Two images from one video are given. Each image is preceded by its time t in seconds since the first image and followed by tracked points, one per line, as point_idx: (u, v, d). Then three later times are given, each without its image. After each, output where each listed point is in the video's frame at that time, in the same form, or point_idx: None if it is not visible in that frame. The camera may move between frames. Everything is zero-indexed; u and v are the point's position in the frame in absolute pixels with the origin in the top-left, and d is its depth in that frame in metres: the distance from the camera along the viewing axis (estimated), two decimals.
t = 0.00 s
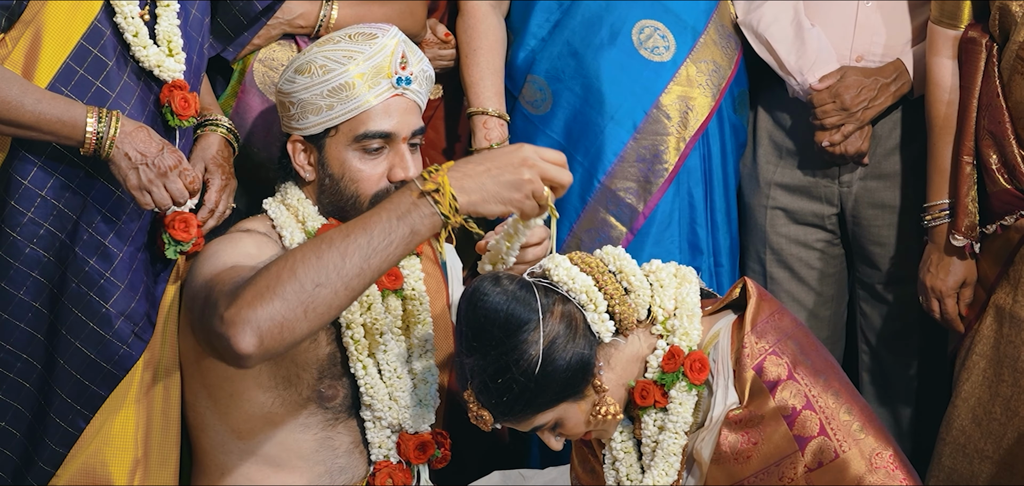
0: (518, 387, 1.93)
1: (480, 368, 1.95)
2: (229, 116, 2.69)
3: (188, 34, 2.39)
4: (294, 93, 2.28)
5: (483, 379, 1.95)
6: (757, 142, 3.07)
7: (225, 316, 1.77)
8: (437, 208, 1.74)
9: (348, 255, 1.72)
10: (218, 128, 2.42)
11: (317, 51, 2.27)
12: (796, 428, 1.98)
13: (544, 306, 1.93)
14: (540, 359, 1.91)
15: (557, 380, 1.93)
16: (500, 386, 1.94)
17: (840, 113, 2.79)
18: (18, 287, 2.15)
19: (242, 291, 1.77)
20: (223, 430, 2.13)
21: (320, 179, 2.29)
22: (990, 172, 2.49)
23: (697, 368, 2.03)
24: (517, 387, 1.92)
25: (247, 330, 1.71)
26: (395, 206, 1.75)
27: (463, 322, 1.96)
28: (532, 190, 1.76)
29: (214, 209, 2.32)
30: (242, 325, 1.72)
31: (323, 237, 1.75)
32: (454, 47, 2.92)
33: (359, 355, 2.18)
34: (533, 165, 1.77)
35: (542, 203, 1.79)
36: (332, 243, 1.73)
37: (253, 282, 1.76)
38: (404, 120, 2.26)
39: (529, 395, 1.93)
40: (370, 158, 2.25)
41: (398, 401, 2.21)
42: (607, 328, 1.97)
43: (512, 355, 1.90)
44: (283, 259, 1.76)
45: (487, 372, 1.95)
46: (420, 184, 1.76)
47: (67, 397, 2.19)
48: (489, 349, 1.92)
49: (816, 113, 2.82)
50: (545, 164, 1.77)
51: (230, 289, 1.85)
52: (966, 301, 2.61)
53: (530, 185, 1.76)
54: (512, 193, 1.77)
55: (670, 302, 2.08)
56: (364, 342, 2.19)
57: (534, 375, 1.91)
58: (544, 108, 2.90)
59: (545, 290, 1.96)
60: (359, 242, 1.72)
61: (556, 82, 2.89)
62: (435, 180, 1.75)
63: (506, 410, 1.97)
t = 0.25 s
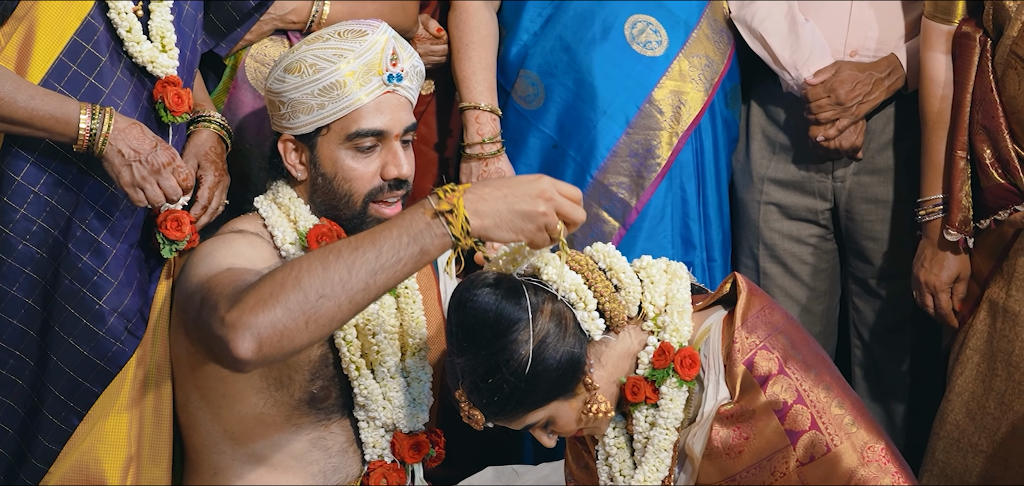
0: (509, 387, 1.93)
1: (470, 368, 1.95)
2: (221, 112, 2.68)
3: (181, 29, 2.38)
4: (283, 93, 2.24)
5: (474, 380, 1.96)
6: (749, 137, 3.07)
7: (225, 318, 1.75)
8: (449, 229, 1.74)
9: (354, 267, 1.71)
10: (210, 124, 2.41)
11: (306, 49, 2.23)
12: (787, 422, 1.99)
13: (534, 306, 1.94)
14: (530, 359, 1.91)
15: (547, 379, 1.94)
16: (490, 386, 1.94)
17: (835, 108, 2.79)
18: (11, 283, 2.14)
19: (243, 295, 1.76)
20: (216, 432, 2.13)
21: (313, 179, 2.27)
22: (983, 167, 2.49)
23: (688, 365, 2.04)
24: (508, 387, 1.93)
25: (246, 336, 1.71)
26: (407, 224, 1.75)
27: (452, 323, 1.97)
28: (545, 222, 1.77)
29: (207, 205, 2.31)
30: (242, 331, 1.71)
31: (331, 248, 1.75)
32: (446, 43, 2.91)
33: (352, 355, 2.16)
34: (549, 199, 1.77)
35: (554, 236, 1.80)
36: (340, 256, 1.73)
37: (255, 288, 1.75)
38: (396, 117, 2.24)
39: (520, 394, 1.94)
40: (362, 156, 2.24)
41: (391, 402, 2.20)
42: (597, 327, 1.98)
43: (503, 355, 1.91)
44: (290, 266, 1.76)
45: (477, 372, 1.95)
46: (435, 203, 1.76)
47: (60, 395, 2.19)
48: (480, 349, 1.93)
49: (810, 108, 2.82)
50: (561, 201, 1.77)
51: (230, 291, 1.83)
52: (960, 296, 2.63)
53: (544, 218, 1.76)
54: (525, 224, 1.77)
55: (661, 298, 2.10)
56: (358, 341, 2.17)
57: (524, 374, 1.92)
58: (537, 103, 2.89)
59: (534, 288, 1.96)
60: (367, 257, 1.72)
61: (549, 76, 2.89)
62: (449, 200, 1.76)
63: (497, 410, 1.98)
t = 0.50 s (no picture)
0: (505, 388, 1.94)
1: (465, 371, 1.97)
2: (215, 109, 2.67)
3: (177, 27, 2.38)
4: (280, 93, 2.21)
5: (469, 382, 1.97)
6: (744, 133, 3.08)
7: (230, 332, 1.74)
8: (457, 247, 1.77)
9: (362, 284, 1.72)
10: (206, 122, 2.40)
11: (303, 49, 2.20)
12: (782, 418, 2.00)
13: (528, 307, 1.95)
14: (525, 360, 1.93)
15: (543, 380, 1.95)
16: (486, 388, 1.96)
17: (831, 104, 2.79)
18: (7, 281, 2.13)
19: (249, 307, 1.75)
20: (212, 431, 2.12)
21: (309, 179, 2.25)
22: (980, 162, 2.50)
23: (683, 362, 2.04)
24: (503, 389, 1.95)
25: (251, 351, 1.70)
26: (415, 242, 1.77)
27: (447, 325, 1.98)
28: (551, 245, 1.83)
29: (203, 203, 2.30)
30: (247, 346, 1.70)
31: (339, 263, 1.75)
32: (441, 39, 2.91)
33: (349, 357, 2.16)
34: (557, 223, 1.83)
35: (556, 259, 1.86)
36: (348, 272, 1.73)
37: (261, 302, 1.74)
38: (394, 117, 2.22)
39: (516, 395, 1.96)
40: (360, 156, 2.22)
41: (388, 403, 2.20)
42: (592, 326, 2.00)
43: (498, 357, 1.92)
44: (296, 279, 1.76)
45: (473, 374, 1.96)
46: (444, 222, 1.78)
47: (56, 393, 2.18)
48: (475, 351, 1.94)
49: (807, 103, 2.82)
50: (568, 225, 1.84)
51: (234, 304, 1.81)
52: (955, 292, 2.62)
53: (551, 241, 1.82)
54: (531, 245, 1.82)
55: (656, 295, 2.10)
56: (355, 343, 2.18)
57: (520, 376, 1.93)
58: (532, 100, 2.89)
59: (527, 289, 1.97)
60: (374, 273, 1.73)
61: (543, 73, 2.88)
62: (458, 219, 1.78)
63: (494, 411, 1.99)
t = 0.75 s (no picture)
0: (503, 392, 1.94)
1: (463, 376, 1.96)
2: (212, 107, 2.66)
3: (175, 24, 2.38)
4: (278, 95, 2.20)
5: (467, 386, 1.96)
6: (742, 128, 3.07)
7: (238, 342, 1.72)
8: (467, 257, 1.79)
9: (372, 295, 1.73)
10: (203, 120, 2.39)
11: (302, 50, 2.19)
12: (780, 414, 2.00)
13: (525, 311, 1.94)
14: (523, 364, 1.92)
15: (541, 383, 1.95)
16: (484, 392, 1.95)
17: (829, 100, 2.80)
18: (4, 279, 2.12)
19: (255, 318, 1.74)
20: (213, 430, 2.12)
21: (309, 179, 2.25)
22: (979, 157, 2.50)
23: (679, 361, 2.05)
24: (501, 393, 1.94)
25: (261, 363, 1.68)
26: (425, 253, 1.79)
27: (444, 330, 1.98)
28: (558, 258, 1.86)
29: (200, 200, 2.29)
30: (256, 357, 1.69)
31: (347, 274, 1.76)
32: (437, 36, 2.91)
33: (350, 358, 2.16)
34: (565, 237, 1.88)
35: (564, 274, 1.89)
36: (357, 282, 1.74)
37: (269, 311, 1.73)
38: (393, 117, 2.22)
39: (514, 399, 1.95)
40: (359, 157, 2.21)
41: (389, 403, 2.19)
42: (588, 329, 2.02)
43: (496, 362, 1.92)
44: (304, 288, 1.76)
45: (470, 378, 1.95)
46: (453, 232, 1.81)
47: (54, 391, 2.17)
48: (472, 356, 1.93)
49: (804, 100, 2.82)
50: (575, 240, 1.89)
51: (241, 313, 1.79)
52: (955, 289, 2.63)
53: (558, 254, 1.85)
54: (539, 258, 1.85)
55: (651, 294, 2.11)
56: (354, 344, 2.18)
57: (518, 380, 1.93)
58: (528, 97, 2.89)
59: (523, 292, 1.96)
60: (384, 283, 1.74)
61: (540, 70, 2.88)
62: (468, 229, 1.81)
63: (493, 415, 1.99)
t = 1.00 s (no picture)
0: (502, 397, 1.96)
1: (462, 381, 1.98)
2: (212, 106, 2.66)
3: (175, 22, 2.38)
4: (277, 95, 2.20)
5: (466, 392, 1.98)
6: (741, 125, 3.07)
7: (243, 353, 1.71)
8: (473, 268, 1.80)
9: (378, 306, 1.73)
10: (203, 117, 2.37)
11: (301, 50, 2.19)
12: (779, 412, 2.00)
13: (522, 315, 1.95)
14: (521, 368, 1.94)
15: (540, 387, 1.97)
16: (483, 397, 1.97)
17: (829, 96, 2.80)
18: (5, 277, 2.12)
19: (260, 329, 1.73)
20: (215, 430, 2.13)
21: (309, 179, 2.25)
22: (981, 154, 2.50)
23: (677, 360, 2.05)
24: (500, 398, 1.96)
25: (268, 375, 1.67)
26: (431, 263, 1.79)
27: (441, 335, 1.99)
28: (562, 270, 1.90)
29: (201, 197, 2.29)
30: (262, 369, 1.68)
31: (353, 285, 1.75)
32: (436, 33, 2.91)
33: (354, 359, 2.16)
34: (569, 248, 1.91)
35: (566, 284, 1.93)
36: (364, 294, 1.74)
37: (274, 322, 1.72)
38: (393, 117, 2.21)
39: (514, 403, 1.97)
40: (359, 158, 2.21)
41: (393, 403, 2.19)
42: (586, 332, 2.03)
43: (494, 367, 1.94)
44: (309, 299, 1.75)
45: (469, 383, 1.97)
46: (460, 243, 1.81)
47: (55, 389, 2.17)
48: (470, 362, 1.95)
49: (804, 96, 2.82)
50: (579, 251, 1.93)
51: (246, 323, 1.77)
52: (956, 286, 2.63)
53: (563, 265, 1.89)
54: (544, 268, 1.88)
55: (647, 295, 2.13)
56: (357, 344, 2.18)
57: (517, 384, 1.95)
58: (527, 96, 2.89)
59: (521, 295, 1.97)
60: (390, 294, 1.74)
61: (539, 69, 2.88)
62: (474, 240, 1.81)
63: (492, 419, 2.00)
